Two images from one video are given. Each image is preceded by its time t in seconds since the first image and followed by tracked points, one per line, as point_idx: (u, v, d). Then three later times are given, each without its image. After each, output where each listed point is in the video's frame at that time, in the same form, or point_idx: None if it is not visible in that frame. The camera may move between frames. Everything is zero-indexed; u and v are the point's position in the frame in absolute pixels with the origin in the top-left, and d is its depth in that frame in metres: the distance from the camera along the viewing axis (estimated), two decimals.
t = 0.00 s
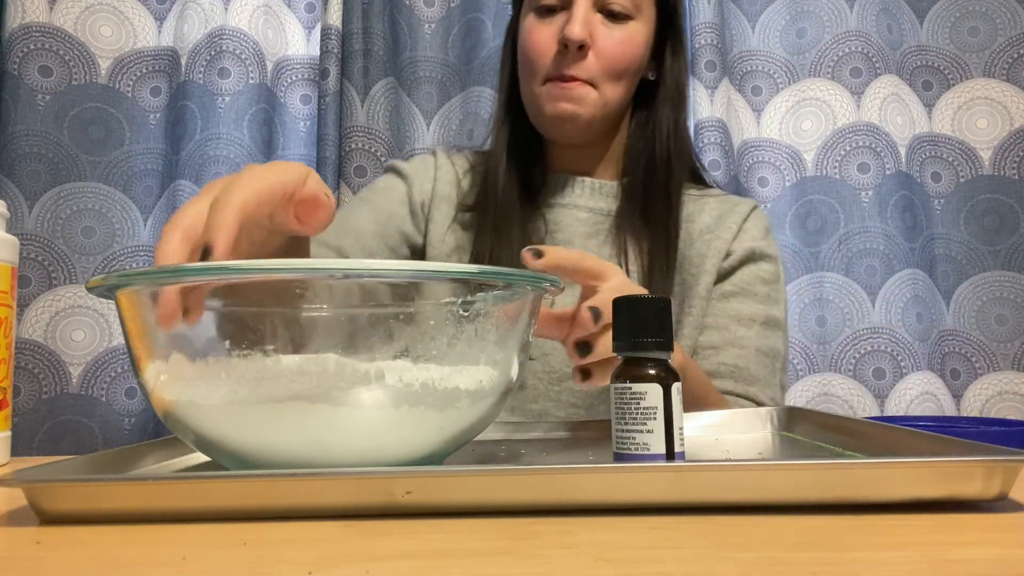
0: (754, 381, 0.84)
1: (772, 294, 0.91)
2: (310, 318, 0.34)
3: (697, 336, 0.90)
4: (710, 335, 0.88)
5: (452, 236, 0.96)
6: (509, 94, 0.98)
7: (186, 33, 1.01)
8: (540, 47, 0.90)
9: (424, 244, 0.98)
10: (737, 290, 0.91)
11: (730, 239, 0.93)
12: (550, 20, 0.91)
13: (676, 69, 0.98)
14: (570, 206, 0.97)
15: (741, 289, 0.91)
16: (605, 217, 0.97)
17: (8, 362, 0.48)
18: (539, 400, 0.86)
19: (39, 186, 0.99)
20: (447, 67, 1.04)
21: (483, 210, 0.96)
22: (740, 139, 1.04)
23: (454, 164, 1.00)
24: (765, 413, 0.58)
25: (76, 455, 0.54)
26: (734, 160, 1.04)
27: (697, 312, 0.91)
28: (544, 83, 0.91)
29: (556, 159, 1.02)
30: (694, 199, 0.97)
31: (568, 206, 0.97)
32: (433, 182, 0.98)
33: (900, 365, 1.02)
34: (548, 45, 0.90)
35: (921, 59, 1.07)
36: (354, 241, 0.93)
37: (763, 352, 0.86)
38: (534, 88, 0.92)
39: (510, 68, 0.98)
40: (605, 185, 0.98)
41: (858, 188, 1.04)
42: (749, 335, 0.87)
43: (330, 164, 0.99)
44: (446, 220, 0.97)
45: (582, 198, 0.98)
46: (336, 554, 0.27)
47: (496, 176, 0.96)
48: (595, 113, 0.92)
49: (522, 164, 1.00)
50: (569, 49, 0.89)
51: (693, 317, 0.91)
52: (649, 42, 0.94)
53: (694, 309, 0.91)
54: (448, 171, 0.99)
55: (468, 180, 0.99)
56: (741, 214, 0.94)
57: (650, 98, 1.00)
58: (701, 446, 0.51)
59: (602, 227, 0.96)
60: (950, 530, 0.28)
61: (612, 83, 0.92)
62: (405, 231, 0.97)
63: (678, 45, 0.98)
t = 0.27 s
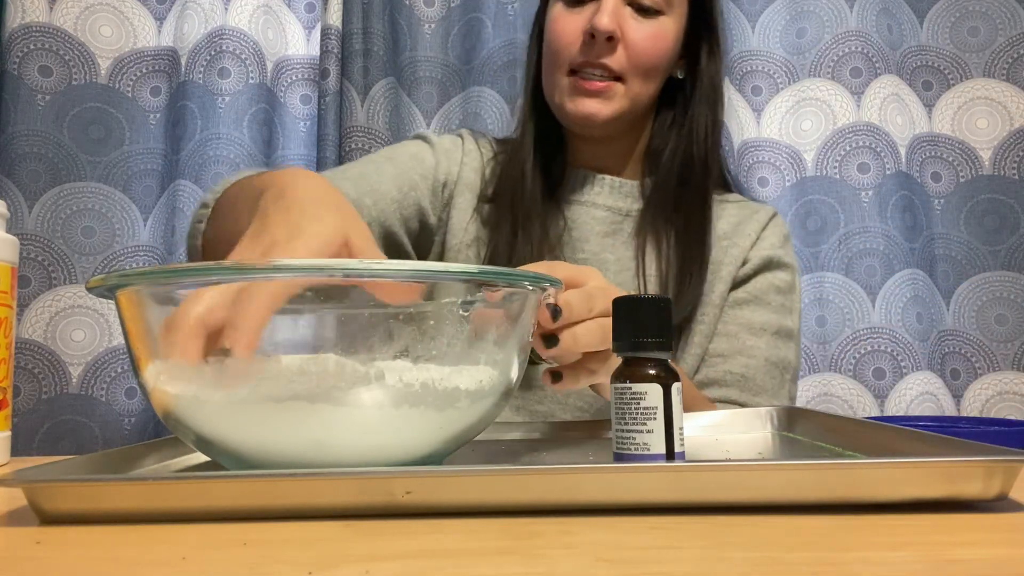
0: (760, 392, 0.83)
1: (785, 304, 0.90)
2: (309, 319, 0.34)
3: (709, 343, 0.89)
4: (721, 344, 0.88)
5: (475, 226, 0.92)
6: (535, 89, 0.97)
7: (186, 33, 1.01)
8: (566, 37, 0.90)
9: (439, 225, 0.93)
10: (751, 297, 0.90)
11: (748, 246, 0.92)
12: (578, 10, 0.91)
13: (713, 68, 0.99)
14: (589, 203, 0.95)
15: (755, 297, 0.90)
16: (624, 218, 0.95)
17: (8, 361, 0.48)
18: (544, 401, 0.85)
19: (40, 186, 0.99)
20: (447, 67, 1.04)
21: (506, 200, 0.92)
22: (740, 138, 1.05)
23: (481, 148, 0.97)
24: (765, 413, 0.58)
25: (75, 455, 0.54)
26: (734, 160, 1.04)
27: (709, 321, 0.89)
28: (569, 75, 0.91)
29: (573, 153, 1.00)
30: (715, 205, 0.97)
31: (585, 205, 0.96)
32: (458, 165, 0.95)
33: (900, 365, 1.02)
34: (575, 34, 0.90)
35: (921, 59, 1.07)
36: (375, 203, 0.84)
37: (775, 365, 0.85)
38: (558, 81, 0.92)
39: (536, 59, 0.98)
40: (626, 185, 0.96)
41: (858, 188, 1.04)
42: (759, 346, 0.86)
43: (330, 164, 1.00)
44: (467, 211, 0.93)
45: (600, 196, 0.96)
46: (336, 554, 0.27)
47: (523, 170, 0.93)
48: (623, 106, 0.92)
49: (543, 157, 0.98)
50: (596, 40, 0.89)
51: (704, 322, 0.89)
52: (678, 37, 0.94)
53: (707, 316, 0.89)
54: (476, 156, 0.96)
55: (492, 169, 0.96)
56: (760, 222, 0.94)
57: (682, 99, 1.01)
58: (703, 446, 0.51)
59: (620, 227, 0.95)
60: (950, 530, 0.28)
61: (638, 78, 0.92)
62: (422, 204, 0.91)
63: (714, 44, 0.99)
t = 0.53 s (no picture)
0: (760, 399, 0.83)
1: (789, 311, 0.90)
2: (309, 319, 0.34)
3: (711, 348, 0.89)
4: (722, 350, 0.87)
5: (481, 227, 0.92)
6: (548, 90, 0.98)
7: (186, 33, 1.01)
8: (578, 39, 0.89)
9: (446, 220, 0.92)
10: (754, 303, 0.90)
11: (753, 253, 0.93)
12: (590, 11, 0.91)
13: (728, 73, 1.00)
14: (595, 206, 0.95)
15: (758, 303, 0.90)
16: (630, 220, 0.95)
17: (8, 362, 0.48)
18: (546, 404, 0.85)
19: (40, 186, 0.99)
20: (447, 67, 1.04)
21: (511, 200, 0.92)
22: (740, 138, 1.05)
23: (489, 147, 0.97)
24: (765, 413, 0.58)
25: (75, 455, 0.54)
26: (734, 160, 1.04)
27: (712, 327, 0.89)
28: (580, 76, 0.90)
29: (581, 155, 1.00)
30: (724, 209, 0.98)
31: (592, 207, 0.95)
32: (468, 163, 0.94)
33: (900, 365, 1.02)
34: (587, 34, 0.89)
35: (921, 59, 1.07)
36: (386, 194, 0.83)
37: (777, 373, 0.85)
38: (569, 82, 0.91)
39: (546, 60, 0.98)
40: (632, 189, 0.96)
41: (858, 188, 1.04)
42: (761, 352, 0.86)
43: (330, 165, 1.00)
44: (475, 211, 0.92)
45: (607, 198, 0.96)
46: (336, 554, 0.27)
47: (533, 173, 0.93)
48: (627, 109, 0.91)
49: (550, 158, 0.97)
50: (608, 44, 0.88)
51: (707, 327, 0.89)
52: (689, 42, 0.95)
53: (710, 323, 0.89)
54: (485, 155, 0.96)
55: (500, 168, 0.96)
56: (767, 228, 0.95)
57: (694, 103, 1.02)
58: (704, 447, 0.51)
59: (626, 230, 0.94)
60: (950, 530, 0.28)
61: (646, 82, 0.92)
62: (429, 199, 0.90)
63: (729, 48, 1.00)
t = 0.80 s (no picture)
0: (757, 399, 0.83)
1: (786, 312, 0.90)
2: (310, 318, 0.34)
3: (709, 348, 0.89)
4: (720, 350, 0.87)
5: (481, 227, 0.92)
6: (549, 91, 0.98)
7: (186, 33, 1.01)
8: (577, 42, 0.89)
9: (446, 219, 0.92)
10: (752, 304, 0.90)
11: (751, 254, 0.93)
12: (590, 14, 0.91)
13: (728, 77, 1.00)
14: (594, 207, 0.95)
15: (755, 305, 0.90)
16: (629, 222, 0.95)
17: (8, 362, 0.48)
18: (544, 404, 0.85)
19: (40, 186, 0.99)
20: (447, 67, 1.04)
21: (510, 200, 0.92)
22: (740, 138, 1.05)
23: (489, 147, 0.97)
24: (765, 413, 0.58)
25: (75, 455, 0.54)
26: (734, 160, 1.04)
27: (710, 327, 0.89)
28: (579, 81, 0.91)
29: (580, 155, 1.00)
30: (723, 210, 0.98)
31: (591, 209, 0.95)
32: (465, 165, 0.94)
33: (900, 365, 1.02)
34: (587, 35, 0.89)
35: (921, 59, 1.07)
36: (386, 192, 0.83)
37: (773, 373, 0.85)
38: (568, 87, 0.92)
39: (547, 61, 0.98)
40: (631, 190, 0.96)
41: (858, 188, 1.04)
42: (758, 353, 0.86)
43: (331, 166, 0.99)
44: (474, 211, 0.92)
45: (606, 199, 0.95)
46: (336, 554, 0.27)
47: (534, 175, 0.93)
48: (627, 118, 0.92)
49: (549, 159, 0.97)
50: (608, 48, 0.88)
51: (705, 328, 0.89)
52: (689, 46, 0.95)
53: (708, 323, 0.89)
54: (485, 155, 0.96)
55: (500, 169, 0.96)
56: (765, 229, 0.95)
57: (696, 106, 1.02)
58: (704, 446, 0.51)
59: (625, 231, 0.94)
60: (950, 530, 0.28)
61: (646, 87, 0.92)
62: (429, 198, 0.89)
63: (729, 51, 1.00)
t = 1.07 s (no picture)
0: (751, 398, 0.83)
1: (781, 312, 0.91)
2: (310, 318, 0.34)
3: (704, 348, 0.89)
4: (714, 349, 0.88)
5: (480, 227, 0.92)
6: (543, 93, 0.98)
7: (186, 33, 1.01)
8: (572, 46, 0.89)
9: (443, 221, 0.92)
10: (748, 303, 0.90)
11: (746, 254, 0.93)
12: (586, 19, 0.91)
13: (725, 79, 1.00)
14: (591, 208, 0.95)
15: (750, 304, 0.91)
16: (625, 223, 0.95)
17: (8, 362, 0.48)
18: (541, 403, 0.85)
19: (40, 187, 0.99)
20: (447, 67, 1.04)
21: (508, 200, 0.92)
22: (740, 138, 1.05)
23: (488, 148, 0.97)
24: (765, 413, 0.58)
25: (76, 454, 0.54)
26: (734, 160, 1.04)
27: (705, 326, 0.89)
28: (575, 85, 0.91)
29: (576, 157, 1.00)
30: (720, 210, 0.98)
31: (588, 209, 0.95)
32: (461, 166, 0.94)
33: (900, 365, 1.02)
34: (581, 42, 0.89)
35: (921, 59, 1.07)
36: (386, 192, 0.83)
37: (768, 372, 0.85)
38: (564, 91, 0.92)
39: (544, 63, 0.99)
40: (628, 191, 0.96)
41: (858, 188, 1.04)
42: (753, 352, 0.86)
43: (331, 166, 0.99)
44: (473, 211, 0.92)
45: (602, 199, 0.96)
46: (336, 554, 0.27)
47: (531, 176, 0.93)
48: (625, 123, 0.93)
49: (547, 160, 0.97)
50: (602, 52, 0.88)
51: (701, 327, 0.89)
52: (685, 48, 0.95)
53: (704, 323, 0.89)
54: (484, 156, 0.96)
55: (499, 171, 0.96)
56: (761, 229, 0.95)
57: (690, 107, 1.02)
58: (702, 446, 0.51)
59: (621, 232, 0.94)
60: (950, 530, 0.28)
61: (642, 91, 0.92)
62: (427, 198, 0.89)
63: (726, 52, 1.00)
